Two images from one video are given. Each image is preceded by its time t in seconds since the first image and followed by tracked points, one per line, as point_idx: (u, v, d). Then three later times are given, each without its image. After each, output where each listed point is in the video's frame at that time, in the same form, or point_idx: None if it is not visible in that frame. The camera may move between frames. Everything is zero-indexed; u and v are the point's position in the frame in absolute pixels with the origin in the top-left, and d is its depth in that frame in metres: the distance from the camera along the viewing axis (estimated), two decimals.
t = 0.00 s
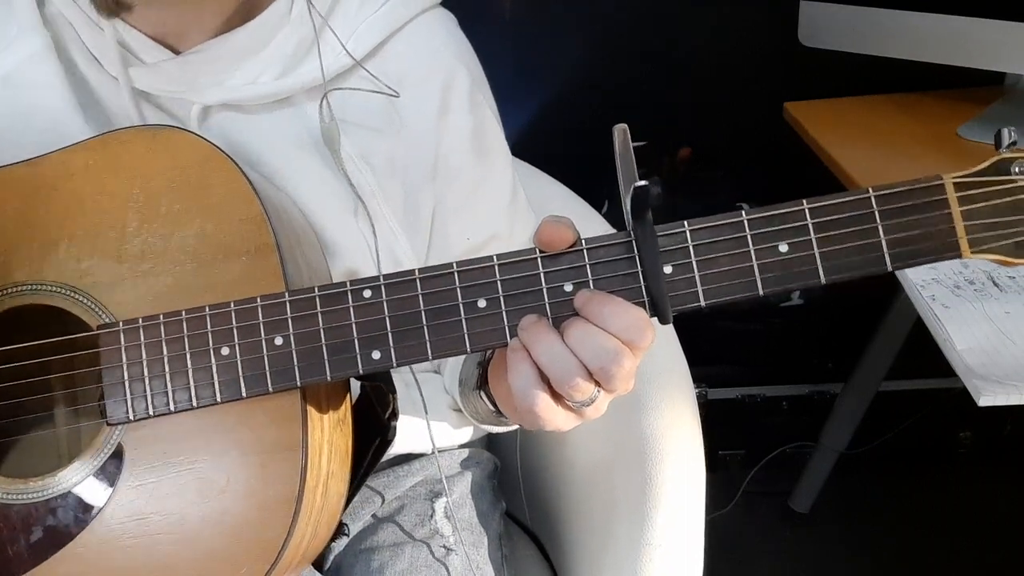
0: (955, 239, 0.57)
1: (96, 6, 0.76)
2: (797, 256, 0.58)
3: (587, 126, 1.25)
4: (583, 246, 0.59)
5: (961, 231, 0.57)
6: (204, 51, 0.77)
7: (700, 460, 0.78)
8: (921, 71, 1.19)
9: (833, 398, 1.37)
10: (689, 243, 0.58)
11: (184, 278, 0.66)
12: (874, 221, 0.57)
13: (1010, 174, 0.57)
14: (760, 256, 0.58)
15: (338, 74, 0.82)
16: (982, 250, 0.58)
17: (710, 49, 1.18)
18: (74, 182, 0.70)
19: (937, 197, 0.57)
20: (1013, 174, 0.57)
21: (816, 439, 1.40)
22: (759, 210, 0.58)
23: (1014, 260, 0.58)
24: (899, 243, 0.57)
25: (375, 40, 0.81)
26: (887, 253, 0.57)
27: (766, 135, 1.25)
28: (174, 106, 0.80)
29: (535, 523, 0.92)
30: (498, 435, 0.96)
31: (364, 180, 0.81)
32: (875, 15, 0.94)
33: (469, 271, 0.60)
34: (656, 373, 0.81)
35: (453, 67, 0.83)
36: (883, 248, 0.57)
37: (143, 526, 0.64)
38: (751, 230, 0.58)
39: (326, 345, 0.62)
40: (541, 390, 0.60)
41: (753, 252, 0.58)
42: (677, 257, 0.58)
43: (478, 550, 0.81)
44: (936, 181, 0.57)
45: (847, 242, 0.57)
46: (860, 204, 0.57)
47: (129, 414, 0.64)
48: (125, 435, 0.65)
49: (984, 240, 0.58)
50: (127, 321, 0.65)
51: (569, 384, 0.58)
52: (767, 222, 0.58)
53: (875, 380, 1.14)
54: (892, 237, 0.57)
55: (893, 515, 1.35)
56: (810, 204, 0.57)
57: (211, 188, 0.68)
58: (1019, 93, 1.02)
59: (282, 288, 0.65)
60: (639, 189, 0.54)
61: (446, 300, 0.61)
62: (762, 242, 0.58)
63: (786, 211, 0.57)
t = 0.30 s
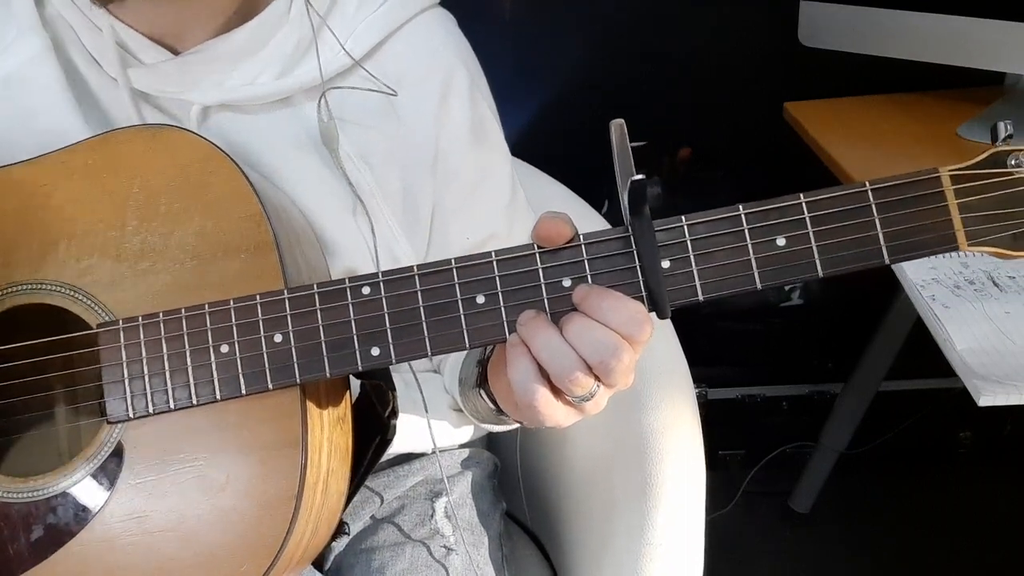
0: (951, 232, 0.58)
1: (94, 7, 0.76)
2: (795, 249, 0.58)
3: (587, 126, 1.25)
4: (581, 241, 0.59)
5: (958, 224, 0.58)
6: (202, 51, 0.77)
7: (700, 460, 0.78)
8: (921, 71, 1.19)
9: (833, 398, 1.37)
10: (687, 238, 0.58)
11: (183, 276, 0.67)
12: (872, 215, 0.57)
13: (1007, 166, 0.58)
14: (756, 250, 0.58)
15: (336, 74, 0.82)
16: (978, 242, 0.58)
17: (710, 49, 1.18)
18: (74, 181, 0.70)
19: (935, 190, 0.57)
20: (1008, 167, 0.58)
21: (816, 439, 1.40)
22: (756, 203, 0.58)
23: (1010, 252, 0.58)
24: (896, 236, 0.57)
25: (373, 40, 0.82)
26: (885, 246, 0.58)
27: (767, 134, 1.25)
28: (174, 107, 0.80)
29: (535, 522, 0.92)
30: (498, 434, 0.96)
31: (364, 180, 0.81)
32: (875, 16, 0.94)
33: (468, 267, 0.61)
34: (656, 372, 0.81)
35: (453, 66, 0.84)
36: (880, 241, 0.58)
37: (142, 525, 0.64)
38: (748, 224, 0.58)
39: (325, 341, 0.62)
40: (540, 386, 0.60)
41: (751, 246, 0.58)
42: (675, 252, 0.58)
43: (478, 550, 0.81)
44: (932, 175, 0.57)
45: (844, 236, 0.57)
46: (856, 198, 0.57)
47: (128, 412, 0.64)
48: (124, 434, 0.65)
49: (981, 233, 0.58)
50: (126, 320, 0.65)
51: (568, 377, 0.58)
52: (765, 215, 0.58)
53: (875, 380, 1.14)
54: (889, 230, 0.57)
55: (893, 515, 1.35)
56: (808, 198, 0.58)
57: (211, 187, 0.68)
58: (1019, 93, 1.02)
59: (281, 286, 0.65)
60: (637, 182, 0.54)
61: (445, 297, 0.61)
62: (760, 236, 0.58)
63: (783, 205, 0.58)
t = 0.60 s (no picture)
0: (949, 220, 0.58)
1: (93, 5, 0.76)
2: (791, 241, 0.58)
3: (586, 126, 1.26)
4: (578, 235, 0.59)
5: (954, 212, 0.58)
6: (197, 50, 0.77)
7: (700, 460, 0.78)
8: (921, 71, 1.19)
9: (833, 398, 1.37)
10: (684, 230, 0.58)
11: (184, 272, 0.67)
12: (868, 204, 0.58)
13: (1003, 156, 0.59)
14: (753, 241, 0.58)
15: (334, 72, 0.82)
16: (976, 230, 0.58)
17: (710, 49, 1.18)
18: (74, 179, 0.70)
19: (930, 179, 0.58)
20: (1005, 155, 0.59)
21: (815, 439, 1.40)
22: (751, 195, 0.58)
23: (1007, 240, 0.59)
24: (892, 225, 0.58)
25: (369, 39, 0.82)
26: (881, 235, 0.58)
27: (767, 134, 1.26)
28: (174, 105, 0.80)
29: (535, 522, 0.92)
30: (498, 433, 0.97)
31: (362, 178, 0.81)
32: (875, 15, 0.94)
33: (466, 261, 0.61)
34: (655, 373, 0.81)
35: (451, 64, 0.84)
36: (877, 231, 0.58)
37: (142, 521, 0.64)
38: (745, 215, 0.58)
39: (324, 336, 0.63)
40: (540, 378, 0.60)
41: (748, 237, 0.58)
42: (672, 244, 0.58)
43: (478, 549, 0.81)
44: (929, 164, 0.58)
45: (840, 226, 0.58)
46: (851, 187, 0.58)
47: (130, 407, 0.65)
48: (124, 430, 0.65)
49: (976, 222, 0.58)
50: (127, 316, 0.66)
51: (568, 368, 0.58)
52: (761, 206, 0.58)
53: (875, 380, 1.14)
54: (885, 220, 0.58)
55: (893, 515, 1.35)
56: (804, 187, 0.58)
57: (211, 184, 0.68)
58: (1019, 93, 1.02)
59: (279, 282, 0.65)
60: (631, 174, 0.55)
61: (443, 290, 0.61)
62: (756, 226, 0.58)
63: (779, 195, 0.58)
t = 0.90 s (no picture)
0: (949, 219, 0.58)
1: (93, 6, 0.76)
2: (794, 240, 0.58)
3: (587, 125, 1.26)
4: (582, 233, 0.60)
5: (954, 212, 0.58)
6: (198, 48, 0.77)
7: (700, 460, 0.78)
8: (921, 71, 1.19)
9: (833, 398, 1.37)
10: (687, 229, 0.58)
11: (187, 271, 0.67)
12: (869, 203, 0.58)
13: (1001, 156, 0.59)
14: (756, 240, 0.58)
15: (334, 72, 0.82)
16: (977, 230, 0.59)
17: (711, 49, 1.18)
18: (77, 178, 0.70)
19: (931, 178, 0.58)
20: (1004, 156, 0.59)
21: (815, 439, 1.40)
22: (752, 195, 0.58)
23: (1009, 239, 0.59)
24: (893, 224, 0.58)
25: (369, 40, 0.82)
26: (881, 234, 0.58)
27: (766, 133, 1.26)
28: (174, 104, 0.80)
29: (535, 522, 0.92)
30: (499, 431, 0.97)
31: (364, 178, 0.81)
32: (875, 15, 0.94)
33: (470, 259, 0.61)
34: (655, 373, 0.81)
35: (451, 63, 0.84)
36: (878, 230, 0.58)
37: (145, 520, 0.64)
38: (747, 214, 0.58)
39: (328, 334, 0.63)
40: (544, 375, 0.60)
41: (750, 235, 0.58)
42: (675, 243, 0.58)
43: (480, 548, 0.81)
44: (930, 164, 0.58)
45: (842, 225, 0.58)
46: (852, 187, 0.58)
47: (134, 406, 0.65)
48: (127, 428, 0.65)
49: (977, 219, 0.59)
50: (131, 314, 0.66)
51: (572, 365, 0.58)
52: (764, 207, 0.58)
53: (875, 381, 1.14)
54: (886, 219, 0.58)
55: (893, 515, 1.36)
56: (805, 187, 0.58)
57: (215, 183, 0.69)
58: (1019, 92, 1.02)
59: (284, 279, 0.65)
60: (636, 173, 0.55)
61: (447, 289, 0.61)
62: (758, 225, 0.58)
63: (781, 194, 0.58)
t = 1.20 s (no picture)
0: (948, 222, 0.58)
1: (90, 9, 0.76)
2: (794, 243, 0.58)
3: (587, 126, 1.26)
4: (581, 236, 0.59)
5: (954, 215, 0.58)
6: (199, 53, 0.77)
7: (700, 460, 0.78)
8: (921, 71, 1.19)
9: (833, 398, 1.37)
10: (688, 231, 0.58)
11: (186, 274, 0.67)
12: (869, 206, 0.58)
13: (1001, 158, 0.59)
14: (756, 243, 0.58)
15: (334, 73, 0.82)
16: (977, 232, 0.59)
17: (711, 49, 1.18)
18: (77, 181, 0.70)
19: (931, 181, 0.58)
20: (1003, 158, 0.59)
21: (816, 439, 1.40)
22: (753, 197, 0.58)
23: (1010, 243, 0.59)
24: (893, 227, 0.58)
25: (370, 41, 0.82)
26: (881, 237, 0.58)
27: (767, 134, 1.26)
28: (173, 108, 0.80)
29: (535, 522, 0.92)
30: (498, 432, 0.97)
31: (363, 180, 0.81)
32: (876, 15, 0.94)
33: (470, 262, 0.61)
34: (655, 373, 0.81)
35: (450, 65, 0.84)
36: (878, 232, 0.58)
37: (145, 523, 0.64)
38: (747, 218, 0.58)
39: (328, 337, 0.63)
40: (544, 378, 0.60)
41: (750, 239, 0.58)
42: (676, 245, 0.58)
43: (481, 548, 0.81)
44: (930, 166, 0.58)
45: (844, 228, 0.58)
46: (853, 190, 0.58)
47: (130, 409, 0.65)
48: (127, 432, 0.65)
49: (976, 220, 0.58)
50: (130, 318, 0.65)
51: (572, 368, 0.58)
52: (764, 209, 0.58)
53: (875, 381, 1.14)
54: (886, 222, 0.58)
55: (893, 515, 1.35)
56: (805, 191, 0.58)
57: (214, 185, 0.68)
58: (1018, 92, 1.02)
59: (284, 282, 0.65)
60: (637, 176, 0.55)
61: (448, 292, 0.61)
62: (759, 228, 0.58)
63: (781, 197, 0.58)
